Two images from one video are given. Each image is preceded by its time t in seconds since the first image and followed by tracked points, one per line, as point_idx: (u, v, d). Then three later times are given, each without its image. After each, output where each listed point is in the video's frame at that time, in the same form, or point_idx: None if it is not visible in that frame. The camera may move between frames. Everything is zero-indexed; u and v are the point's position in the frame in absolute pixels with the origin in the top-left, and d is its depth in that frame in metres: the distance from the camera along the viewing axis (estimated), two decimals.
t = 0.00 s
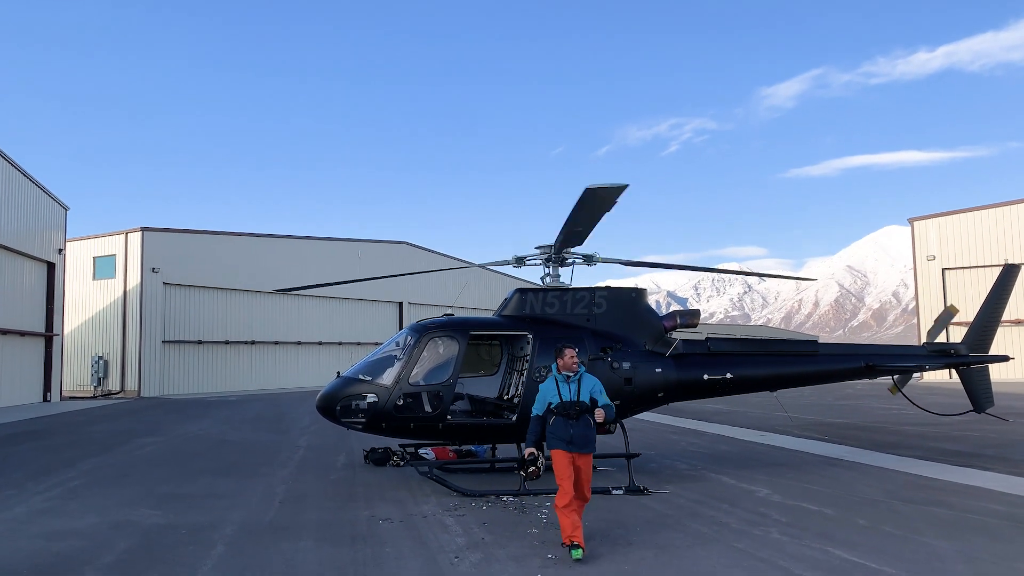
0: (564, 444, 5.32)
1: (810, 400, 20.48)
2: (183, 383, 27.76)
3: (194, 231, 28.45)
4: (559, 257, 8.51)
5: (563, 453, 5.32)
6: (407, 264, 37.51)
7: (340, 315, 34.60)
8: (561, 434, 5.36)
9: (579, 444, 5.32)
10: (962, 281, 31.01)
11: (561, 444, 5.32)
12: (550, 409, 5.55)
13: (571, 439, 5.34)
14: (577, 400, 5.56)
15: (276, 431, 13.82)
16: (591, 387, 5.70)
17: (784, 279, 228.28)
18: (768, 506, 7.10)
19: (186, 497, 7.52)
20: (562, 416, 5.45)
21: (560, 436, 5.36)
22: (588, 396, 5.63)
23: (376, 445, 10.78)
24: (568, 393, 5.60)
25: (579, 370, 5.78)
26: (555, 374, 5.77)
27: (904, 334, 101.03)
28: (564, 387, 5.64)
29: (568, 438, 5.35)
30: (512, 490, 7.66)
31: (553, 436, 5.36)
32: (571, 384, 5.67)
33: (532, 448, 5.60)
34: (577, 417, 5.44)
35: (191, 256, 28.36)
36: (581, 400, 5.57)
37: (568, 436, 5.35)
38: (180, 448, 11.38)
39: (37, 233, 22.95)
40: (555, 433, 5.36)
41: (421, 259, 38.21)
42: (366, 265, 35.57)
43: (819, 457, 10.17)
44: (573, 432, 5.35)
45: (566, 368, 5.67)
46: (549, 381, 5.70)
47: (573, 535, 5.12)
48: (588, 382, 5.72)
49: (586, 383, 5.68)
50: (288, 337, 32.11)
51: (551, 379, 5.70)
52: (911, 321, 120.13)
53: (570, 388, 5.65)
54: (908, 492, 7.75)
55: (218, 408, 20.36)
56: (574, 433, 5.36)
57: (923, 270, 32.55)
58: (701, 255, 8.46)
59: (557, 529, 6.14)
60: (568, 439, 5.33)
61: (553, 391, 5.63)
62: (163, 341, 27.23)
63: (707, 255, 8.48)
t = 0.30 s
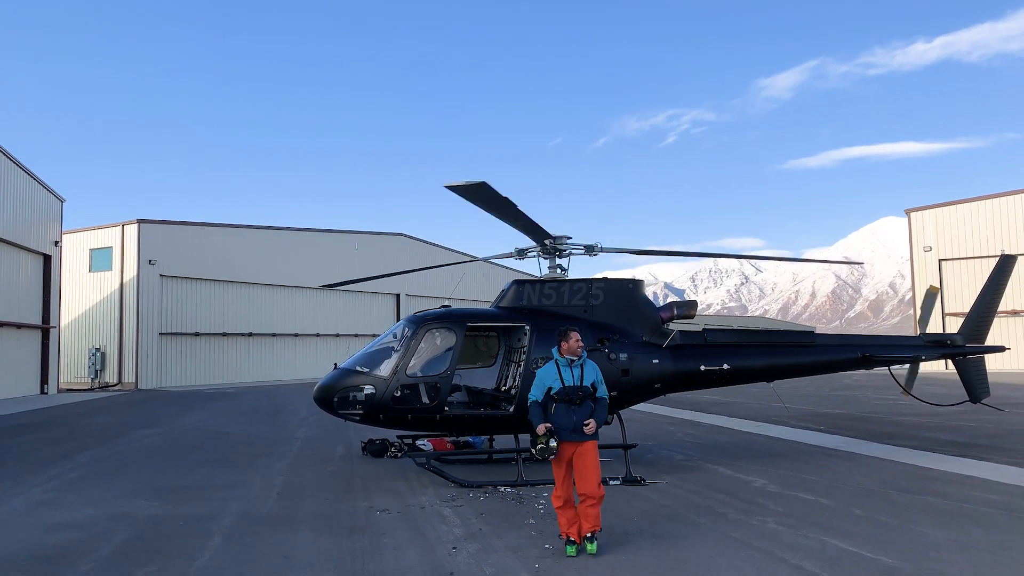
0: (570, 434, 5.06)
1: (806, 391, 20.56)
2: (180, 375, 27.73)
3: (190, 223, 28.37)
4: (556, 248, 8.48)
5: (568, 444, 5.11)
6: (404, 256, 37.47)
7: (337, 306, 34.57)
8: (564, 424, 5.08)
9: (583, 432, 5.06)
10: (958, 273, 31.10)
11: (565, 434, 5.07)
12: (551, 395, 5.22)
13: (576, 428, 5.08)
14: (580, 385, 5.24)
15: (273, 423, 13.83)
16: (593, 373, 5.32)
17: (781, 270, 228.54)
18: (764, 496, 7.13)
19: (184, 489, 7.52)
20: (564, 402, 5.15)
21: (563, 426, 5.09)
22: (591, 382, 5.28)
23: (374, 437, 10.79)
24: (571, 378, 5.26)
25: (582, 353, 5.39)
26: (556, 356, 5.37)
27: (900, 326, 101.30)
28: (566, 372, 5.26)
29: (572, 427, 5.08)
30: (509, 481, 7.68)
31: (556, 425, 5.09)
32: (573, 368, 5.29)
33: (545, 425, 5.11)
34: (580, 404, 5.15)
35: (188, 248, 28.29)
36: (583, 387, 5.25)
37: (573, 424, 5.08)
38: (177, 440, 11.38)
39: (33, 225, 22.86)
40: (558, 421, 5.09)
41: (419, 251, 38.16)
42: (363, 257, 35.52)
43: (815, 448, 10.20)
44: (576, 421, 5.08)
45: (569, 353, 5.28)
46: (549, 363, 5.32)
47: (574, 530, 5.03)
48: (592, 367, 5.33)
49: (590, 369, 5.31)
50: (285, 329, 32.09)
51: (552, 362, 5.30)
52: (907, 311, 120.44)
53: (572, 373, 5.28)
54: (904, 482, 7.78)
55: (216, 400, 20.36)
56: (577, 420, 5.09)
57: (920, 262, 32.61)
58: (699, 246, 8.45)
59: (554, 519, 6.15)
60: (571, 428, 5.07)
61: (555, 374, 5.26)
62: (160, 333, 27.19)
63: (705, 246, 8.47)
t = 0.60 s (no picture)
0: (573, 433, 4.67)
1: (803, 382, 20.64)
2: (177, 366, 27.69)
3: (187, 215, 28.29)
4: (553, 239, 8.48)
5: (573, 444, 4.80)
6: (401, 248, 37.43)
7: (334, 299, 34.54)
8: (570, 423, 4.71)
9: (591, 433, 4.66)
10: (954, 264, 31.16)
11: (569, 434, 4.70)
12: (556, 392, 4.90)
13: (581, 428, 4.67)
14: (588, 383, 4.90)
15: (270, 414, 13.84)
16: (603, 372, 4.98)
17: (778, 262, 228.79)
18: (761, 487, 7.16)
19: (181, 480, 7.52)
20: (571, 400, 4.81)
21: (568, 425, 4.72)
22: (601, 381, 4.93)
23: (371, 428, 10.81)
24: (579, 375, 4.93)
25: (591, 351, 5.08)
26: (564, 352, 5.07)
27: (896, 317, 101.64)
28: (574, 369, 4.95)
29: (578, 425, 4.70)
30: (507, 472, 7.69)
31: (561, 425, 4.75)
32: (582, 365, 4.98)
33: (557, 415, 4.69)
34: (587, 402, 4.78)
35: (185, 240, 28.23)
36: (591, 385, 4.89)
37: (577, 423, 4.68)
38: (175, 432, 11.39)
39: (28, 217, 22.78)
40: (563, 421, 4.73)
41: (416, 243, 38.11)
42: (359, 249, 35.48)
43: (811, 438, 10.25)
44: (584, 421, 4.67)
45: (579, 348, 4.96)
46: (556, 359, 5.01)
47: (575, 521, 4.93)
48: (602, 366, 5.00)
49: (600, 367, 4.97)
50: (282, 321, 32.07)
51: (559, 358, 5.01)
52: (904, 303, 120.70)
53: (580, 370, 4.95)
54: (898, 472, 7.82)
55: (213, 391, 20.35)
56: (585, 420, 4.69)
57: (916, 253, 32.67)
58: (696, 238, 8.45)
59: (551, 510, 6.16)
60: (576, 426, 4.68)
61: (562, 370, 4.94)
62: (157, 325, 27.14)
63: (702, 238, 8.47)
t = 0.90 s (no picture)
0: (580, 426, 4.36)
1: (798, 373, 20.73)
2: (173, 358, 27.65)
3: (182, 206, 28.20)
4: (549, 231, 8.49)
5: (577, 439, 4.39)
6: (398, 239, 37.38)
7: (330, 290, 34.50)
8: (574, 415, 4.39)
9: (596, 425, 4.36)
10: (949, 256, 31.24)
11: (574, 426, 4.37)
12: (561, 382, 4.57)
13: (587, 419, 4.37)
14: (595, 371, 4.59)
15: (266, 406, 13.85)
16: (611, 361, 4.66)
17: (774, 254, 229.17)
18: (755, 477, 7.20)
19: (177, 471, 7.53)
20: (576, 390, 4.50)
21: (573, 417, 4.40)
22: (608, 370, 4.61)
23: (367, 419, 10.82)
24: (585, 362, 4.61)
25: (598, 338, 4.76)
26: (569, 339, 4.77)
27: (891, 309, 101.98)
28: (580, 358, 4.63)
29: (582, 418, 4.38)
30: (503, 463, 7.71)
31: (564, 416, 4.41)
32: (588, 353, 4.66)
33: (544, 418, 4.48)
34: (593, 393, 4.47)
35: (180, 231, 28.16)
36: (598, 374, 4.57)
37: (584, 415, 4.38)
38: (170, 423, 11.39)
39: (23, 207, 22.68)
40: (566, 412, 4.41)
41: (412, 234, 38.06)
42: (356, 241, 35.43)
43: (805, 429, 10.29)
44: (588, 412, 4.38)
45: (585, 335, 4.64)
46: (561, 347, 4.70)
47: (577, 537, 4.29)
48: (610, 354, 4.69)
49: (607, 355, 4.66)
50: (278, 312, 32.04)
51: (564, 346, 4.69)
52: (899, 295, 121.02)
53: (586, 359, 4.64)
54: (892, 463, 7.87)
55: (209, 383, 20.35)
56: (589, 412, 4.38)
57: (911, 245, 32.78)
58: (692, 230, 8.45)
59: (546, 501, 6.18)
60: (581, 420, 4.37)
61: (566, 359, 4.63)
62: (153, 316, 27.07)
63: (698, 230, 8.48)
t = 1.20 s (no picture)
0: (581, 431, 3.90)
1: (791, 364, 20.84)
2: (166, 347, 27.56)
3: (175, 195, 28.04)
4: (544, 221, 8.47)
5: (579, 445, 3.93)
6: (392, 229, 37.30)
7: (324, 280, 34.43)
8: (574, 419, 3.92)
9: (598, 430, 3.92)
10: (942, 249, 31.39)
11: (575, 432, 3.90)
12: (558, 385, 4.10)
13: (589, 424, 3.92)
14: (595, 372, 4.11)
15: (261, 395, 13.84)
16: (612, 358, 4.19)
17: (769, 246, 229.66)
18: (747, 468, 7.23)
19: (170, 460, 7.52)
20: (576, 393, 4.02)
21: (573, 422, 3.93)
22: (609, 370, 4.13)
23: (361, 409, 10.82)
24: (584, 363, 4.12)
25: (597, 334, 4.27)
26: (565, 336, 4.25)
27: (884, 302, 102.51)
28: (578, 358, 4.13)
29: (584, 424, 3.92)
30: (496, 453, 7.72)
31: (563, 420, 3.92)
32: (587, 352, 4.16)
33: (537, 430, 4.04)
34: (593, 395, 4.02)
35: (174, 220, 28.02)
36: (598, 374, 4.10)
37: (586, 419, 3.91)
38: (164, 412, 11.37)
39: (15, 195, 22.51)
40: (565, 416, 3.93)
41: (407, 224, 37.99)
42: (350, 231, 35.34)
43: (798, 420, 10.35)
44: (590, 417, 3.92)
45: (583, 333, 4.13)
46: (557, 346, 4.20)
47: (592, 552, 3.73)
48: (610, 351, 4.20)
49: (607, 353, 4.18)
50: (272, 302, 31.98)
51: (560, 345, 4.19)
52: (891, 287, 121.64)
53: (585, 358, 4.14)
54: (883, 454, 7.91)
55: (203, 372, 20.31)
56: (591, 416, 3.93)
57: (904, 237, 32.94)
58: (687, 221, 8.44)
59: (540, 490, 6.20)
60: (584, 425, 3.90)
61: (563, 358, 4.13)
62: (146, 305, 26.96)
63: (693, 221, 8.47)
